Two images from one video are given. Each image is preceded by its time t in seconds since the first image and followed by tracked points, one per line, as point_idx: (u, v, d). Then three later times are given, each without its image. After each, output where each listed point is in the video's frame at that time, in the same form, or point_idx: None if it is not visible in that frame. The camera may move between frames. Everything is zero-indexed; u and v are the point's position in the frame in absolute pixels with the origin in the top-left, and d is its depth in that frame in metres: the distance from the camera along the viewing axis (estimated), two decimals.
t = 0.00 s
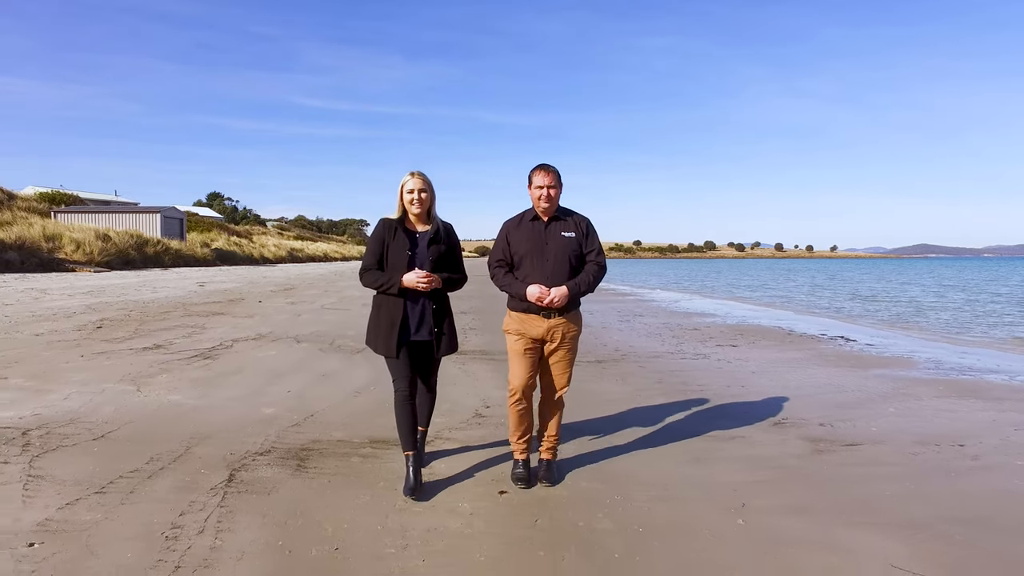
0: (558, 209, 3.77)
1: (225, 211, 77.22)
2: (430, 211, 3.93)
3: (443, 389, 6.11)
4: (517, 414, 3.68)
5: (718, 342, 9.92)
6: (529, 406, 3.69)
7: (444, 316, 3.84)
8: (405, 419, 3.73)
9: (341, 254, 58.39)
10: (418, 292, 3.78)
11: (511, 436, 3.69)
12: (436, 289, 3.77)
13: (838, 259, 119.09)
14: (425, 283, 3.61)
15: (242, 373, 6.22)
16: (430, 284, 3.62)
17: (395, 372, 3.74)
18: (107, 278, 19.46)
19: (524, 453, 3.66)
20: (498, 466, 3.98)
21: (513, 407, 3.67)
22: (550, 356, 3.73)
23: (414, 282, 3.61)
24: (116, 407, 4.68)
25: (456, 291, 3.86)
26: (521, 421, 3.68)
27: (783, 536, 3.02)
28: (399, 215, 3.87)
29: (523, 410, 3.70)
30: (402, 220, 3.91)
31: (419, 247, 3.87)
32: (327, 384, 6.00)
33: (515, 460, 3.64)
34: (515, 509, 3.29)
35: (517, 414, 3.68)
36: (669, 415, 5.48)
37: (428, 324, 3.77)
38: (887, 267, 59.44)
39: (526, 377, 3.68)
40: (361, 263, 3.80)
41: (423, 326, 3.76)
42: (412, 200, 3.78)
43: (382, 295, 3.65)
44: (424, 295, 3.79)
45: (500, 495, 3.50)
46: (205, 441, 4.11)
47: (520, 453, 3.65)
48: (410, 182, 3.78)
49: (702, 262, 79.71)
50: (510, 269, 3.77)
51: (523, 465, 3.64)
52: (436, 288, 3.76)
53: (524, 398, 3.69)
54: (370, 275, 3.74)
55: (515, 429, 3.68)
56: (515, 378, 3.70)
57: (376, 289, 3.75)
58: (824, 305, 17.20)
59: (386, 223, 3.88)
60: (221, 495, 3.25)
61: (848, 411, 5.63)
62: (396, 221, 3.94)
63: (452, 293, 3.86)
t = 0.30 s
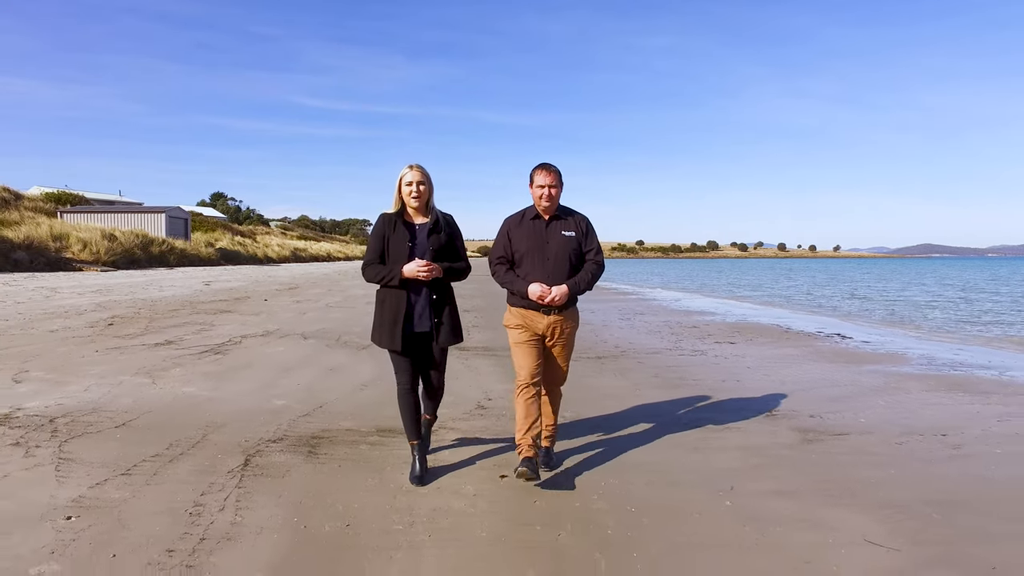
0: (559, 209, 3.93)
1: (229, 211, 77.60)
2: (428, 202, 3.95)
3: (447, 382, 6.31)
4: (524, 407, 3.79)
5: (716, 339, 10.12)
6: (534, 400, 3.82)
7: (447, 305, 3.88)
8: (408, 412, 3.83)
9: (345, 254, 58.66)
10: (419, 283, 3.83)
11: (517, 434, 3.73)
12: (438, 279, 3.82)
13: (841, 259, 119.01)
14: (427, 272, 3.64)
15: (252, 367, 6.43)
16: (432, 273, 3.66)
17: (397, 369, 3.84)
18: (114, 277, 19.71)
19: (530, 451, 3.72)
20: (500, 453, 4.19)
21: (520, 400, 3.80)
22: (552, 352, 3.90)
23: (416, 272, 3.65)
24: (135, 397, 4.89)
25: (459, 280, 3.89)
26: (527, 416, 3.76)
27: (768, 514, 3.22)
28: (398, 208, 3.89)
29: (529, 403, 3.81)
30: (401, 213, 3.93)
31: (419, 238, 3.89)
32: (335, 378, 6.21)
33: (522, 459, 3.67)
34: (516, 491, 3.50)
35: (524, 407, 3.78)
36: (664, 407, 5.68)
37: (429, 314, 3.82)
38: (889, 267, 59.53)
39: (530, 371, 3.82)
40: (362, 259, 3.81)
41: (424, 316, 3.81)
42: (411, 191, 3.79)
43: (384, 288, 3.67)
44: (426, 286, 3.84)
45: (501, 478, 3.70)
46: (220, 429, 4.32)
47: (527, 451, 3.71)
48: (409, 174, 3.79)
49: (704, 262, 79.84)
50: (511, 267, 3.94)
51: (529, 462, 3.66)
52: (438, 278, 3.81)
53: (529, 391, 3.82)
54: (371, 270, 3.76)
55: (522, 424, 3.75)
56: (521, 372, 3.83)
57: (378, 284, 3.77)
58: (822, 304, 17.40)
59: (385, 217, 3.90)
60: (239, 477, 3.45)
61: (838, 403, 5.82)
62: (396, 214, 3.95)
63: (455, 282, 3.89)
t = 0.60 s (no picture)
0: (558, 213, 4.09)
1: (232, 211, 78.03)
2: (430, 204, 4.04)
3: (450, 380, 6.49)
4: (531, 412, 3.88)
5: (715, 339, 10.29)
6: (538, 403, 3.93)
7: (451, 305, 3.93)
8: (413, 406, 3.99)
9: (348, 254, 58.92)
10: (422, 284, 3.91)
11: (526, 440, 3.81)
12: (439, 279, 3.88)
13: (843, 259, 118.99)
14: (428, 273, 3.72)
15: (261, 365, 6.63)
16: (432, 274, 3.73)
17: (402, 368, 3.97)
18: (121, 277, 19.96)
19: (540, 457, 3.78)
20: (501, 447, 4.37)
21: (526, 405, 3.89)
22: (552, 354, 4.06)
23: (418, 273, 3.73)
24: (150, 393, 5.09)
25: (461, 281, 3.94)
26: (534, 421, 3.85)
27: (755, 504, 3.39)
28: (400, 210, 4.00)
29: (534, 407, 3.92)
30: (404, 215, 4.04)
31: (421, 240, 3.99)
32: (342, 375, 6.40)
33: (533, 466, 3.72)
34: (516, 482, 3.68)
35: (530, 413, 3.87)
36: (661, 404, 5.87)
37: (433, 314, 3.89)
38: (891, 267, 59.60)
39: (533, 375, 3.96)
40: (366, 260, 3.95)
41: (430, 315, 3.88)
42: (412, 194, 3.90)
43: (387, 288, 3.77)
44: (427, 286, 3.91)
45: (503, 470, 3.88)
46: (233, 423, 4.51)
47: (537, 457, 3.78)
48: (411, 176, 3.90)
49: (706, 262, 79.93)
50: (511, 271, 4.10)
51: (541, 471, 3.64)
52: (439, 279, 3.87)
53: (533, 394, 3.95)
54: (374, 271, 3.87)
55: (530, 428, 3.85)
56: (524, 378, 3.96)
57: (381, 284, 3.88)
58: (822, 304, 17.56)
59: (389, 219, 4.02)
60: (253, 468, 3.63)
61: (830, 400, 5.99)
62: (399, 217, 4.07)
63: (458, 282, 3.94)
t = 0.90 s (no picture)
0: (555, 210, 4.20)
1: (235, 211, 78.30)
2: (433, 205, 4.13)
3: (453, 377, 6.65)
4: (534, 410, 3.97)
5: (713, 337, 10.45)
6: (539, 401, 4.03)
7: (452, 304, 4.00)
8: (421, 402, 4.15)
9: (349, 254, 59.13)
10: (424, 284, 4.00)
11: (529, 436, 3.91)
12: (442, 281, 3.97)
13: (845, 258, 118.99)
14: (427, 275, 3.83)
15: (268, 362, 6.79)
16: (433, 275, 3.84)
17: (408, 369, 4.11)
18: (125, 277, 20.13)
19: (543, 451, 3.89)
20: (503, 441, 4.53)
21: (528, 404, 3.97)
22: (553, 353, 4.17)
23: (418, 275, 3.84)
24: (163, 389, 5.25)
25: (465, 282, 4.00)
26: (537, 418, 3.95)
27: (747, 493, 3.54)
28: (404, 211, 4.08)
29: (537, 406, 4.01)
30: (407, 216, 4.11)
31: (424, 240, 4.07)
32: (347, 372, 6.56)
33: (535, 459, 3.84)
34: (518, 473, 3.85)
35: (533, 410, 3.96)
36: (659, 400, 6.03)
37: (434, 315, 3.99)
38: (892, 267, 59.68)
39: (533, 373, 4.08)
40: (369, 260, 4.03)
41: (433, 317, 3.99)
42: (416, 195, 3.99)
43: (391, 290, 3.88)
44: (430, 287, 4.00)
45: (505, 462, 4.05)
46: (245, 417, 4.66)
47: (540, 451, 3.88)
48: (416, 178, 3.98)
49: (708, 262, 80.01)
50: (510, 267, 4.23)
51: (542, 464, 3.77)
52: (442, 280, 3.95)
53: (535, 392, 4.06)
54: (378, 272, 3.96)
55: (533, 426, 3.93)
56: (524, 375, 4.07)
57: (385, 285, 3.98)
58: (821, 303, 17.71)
59: (392, 220, 4.10)
60: (265, 459, 3.78)
61: (825, 397, 6.14)
62: (403, 217, 4.14)
63: (462, 283, 4.00)
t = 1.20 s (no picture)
0: (560, 209, 4.15)
1: (235, 211, 78.46)
2: (442, 205, 4.07)
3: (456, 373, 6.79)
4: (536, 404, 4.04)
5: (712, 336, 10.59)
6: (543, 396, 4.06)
7: (457, 306, 3.90)
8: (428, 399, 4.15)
9: (350, 254, 59.29)
10: (429, 283, 3.90)
11: (532, 427, 4.00)
12: (446, 278, 3.86)
13: (845, 258, 119.12)
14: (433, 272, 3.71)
15: (275, 359, 6.93)
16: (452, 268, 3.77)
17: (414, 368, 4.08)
18: (129, 276, 20.29)
19: (546, 442, 3.96)
20: (507, 434, 4.67)
21: (531, 399, 4.05)
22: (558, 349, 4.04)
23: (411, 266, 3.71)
24: (175, 384, 5.41)
25: (470, 281, 3.85)
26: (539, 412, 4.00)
27: (741, 482, 3.68)
28: (413, 210, 4.04)
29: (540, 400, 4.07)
30: (415, 216, 4.07)
31: (431, 240, 4.00)
32: (353, 369, 6.70)
33: (538, 449, 3.94)
34: (521, 463, 4.01)
35: (535, 404, 4.03)
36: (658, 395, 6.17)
37: (438, 315, 3.87)
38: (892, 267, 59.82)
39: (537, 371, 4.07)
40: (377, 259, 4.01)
41: (437, 316, 3.87)
42: (426, 193, 3.95)
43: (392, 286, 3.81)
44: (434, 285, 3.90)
45: (508, 453, 4.23)
46: (256, 410, 4.82)
47: (543, 442, 3.96)
48: (426, 177, 3.95)
49: (708, 262, 80.14)
50: (515, 265, 4.16)
51: (545, 453, 3.90)
52: (446, 279, 3.86)
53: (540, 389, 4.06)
54: (384, 271, 3.92)
55: (535, 420, 4.00)
56: (528, 372, 4.06)
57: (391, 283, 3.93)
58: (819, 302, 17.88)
59: (401, 219, 4.06)
60: (278, 449, 3.93)
61: (820, 392, 6.27)
62: (412, 218, 4.11)
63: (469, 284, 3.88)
